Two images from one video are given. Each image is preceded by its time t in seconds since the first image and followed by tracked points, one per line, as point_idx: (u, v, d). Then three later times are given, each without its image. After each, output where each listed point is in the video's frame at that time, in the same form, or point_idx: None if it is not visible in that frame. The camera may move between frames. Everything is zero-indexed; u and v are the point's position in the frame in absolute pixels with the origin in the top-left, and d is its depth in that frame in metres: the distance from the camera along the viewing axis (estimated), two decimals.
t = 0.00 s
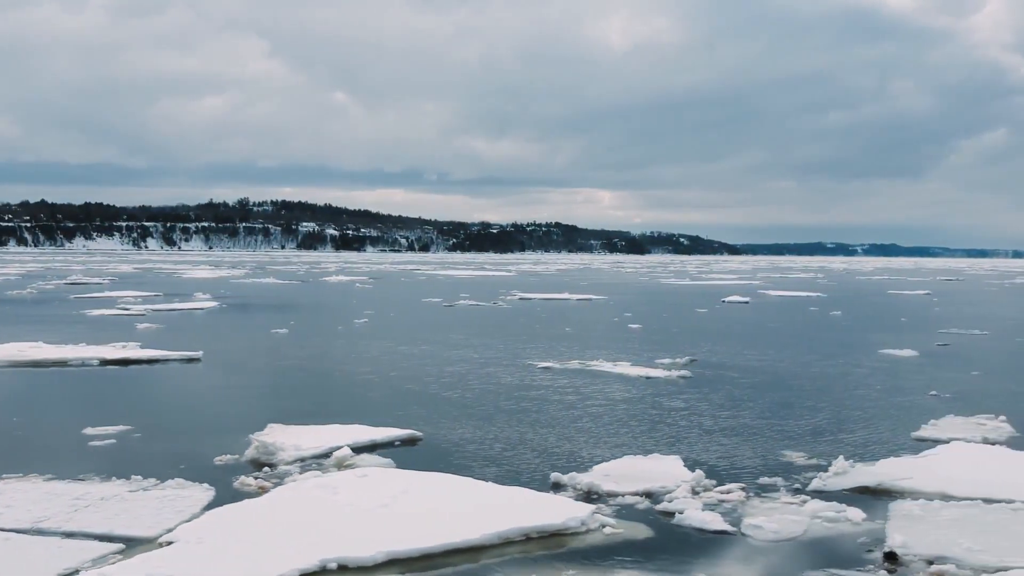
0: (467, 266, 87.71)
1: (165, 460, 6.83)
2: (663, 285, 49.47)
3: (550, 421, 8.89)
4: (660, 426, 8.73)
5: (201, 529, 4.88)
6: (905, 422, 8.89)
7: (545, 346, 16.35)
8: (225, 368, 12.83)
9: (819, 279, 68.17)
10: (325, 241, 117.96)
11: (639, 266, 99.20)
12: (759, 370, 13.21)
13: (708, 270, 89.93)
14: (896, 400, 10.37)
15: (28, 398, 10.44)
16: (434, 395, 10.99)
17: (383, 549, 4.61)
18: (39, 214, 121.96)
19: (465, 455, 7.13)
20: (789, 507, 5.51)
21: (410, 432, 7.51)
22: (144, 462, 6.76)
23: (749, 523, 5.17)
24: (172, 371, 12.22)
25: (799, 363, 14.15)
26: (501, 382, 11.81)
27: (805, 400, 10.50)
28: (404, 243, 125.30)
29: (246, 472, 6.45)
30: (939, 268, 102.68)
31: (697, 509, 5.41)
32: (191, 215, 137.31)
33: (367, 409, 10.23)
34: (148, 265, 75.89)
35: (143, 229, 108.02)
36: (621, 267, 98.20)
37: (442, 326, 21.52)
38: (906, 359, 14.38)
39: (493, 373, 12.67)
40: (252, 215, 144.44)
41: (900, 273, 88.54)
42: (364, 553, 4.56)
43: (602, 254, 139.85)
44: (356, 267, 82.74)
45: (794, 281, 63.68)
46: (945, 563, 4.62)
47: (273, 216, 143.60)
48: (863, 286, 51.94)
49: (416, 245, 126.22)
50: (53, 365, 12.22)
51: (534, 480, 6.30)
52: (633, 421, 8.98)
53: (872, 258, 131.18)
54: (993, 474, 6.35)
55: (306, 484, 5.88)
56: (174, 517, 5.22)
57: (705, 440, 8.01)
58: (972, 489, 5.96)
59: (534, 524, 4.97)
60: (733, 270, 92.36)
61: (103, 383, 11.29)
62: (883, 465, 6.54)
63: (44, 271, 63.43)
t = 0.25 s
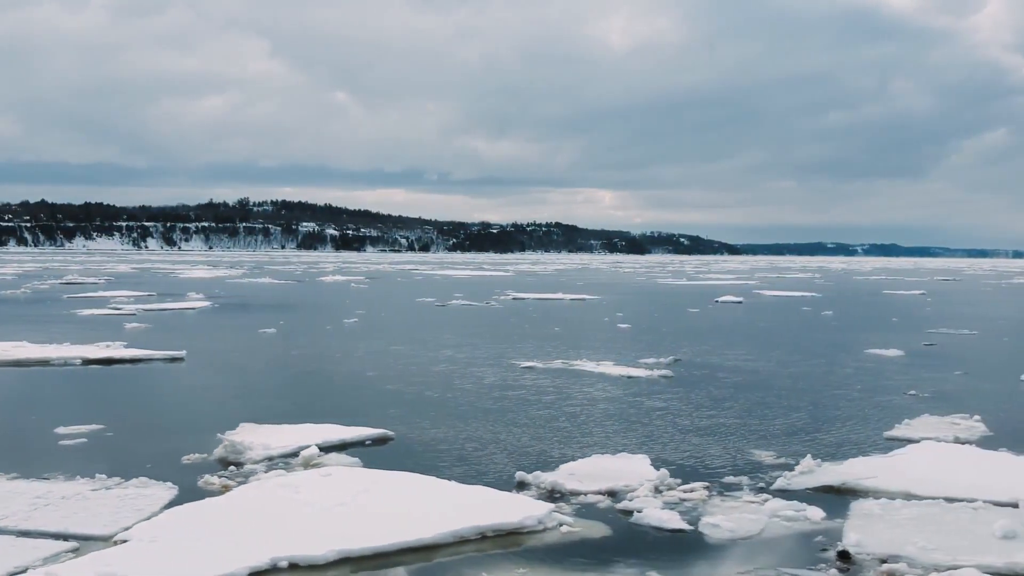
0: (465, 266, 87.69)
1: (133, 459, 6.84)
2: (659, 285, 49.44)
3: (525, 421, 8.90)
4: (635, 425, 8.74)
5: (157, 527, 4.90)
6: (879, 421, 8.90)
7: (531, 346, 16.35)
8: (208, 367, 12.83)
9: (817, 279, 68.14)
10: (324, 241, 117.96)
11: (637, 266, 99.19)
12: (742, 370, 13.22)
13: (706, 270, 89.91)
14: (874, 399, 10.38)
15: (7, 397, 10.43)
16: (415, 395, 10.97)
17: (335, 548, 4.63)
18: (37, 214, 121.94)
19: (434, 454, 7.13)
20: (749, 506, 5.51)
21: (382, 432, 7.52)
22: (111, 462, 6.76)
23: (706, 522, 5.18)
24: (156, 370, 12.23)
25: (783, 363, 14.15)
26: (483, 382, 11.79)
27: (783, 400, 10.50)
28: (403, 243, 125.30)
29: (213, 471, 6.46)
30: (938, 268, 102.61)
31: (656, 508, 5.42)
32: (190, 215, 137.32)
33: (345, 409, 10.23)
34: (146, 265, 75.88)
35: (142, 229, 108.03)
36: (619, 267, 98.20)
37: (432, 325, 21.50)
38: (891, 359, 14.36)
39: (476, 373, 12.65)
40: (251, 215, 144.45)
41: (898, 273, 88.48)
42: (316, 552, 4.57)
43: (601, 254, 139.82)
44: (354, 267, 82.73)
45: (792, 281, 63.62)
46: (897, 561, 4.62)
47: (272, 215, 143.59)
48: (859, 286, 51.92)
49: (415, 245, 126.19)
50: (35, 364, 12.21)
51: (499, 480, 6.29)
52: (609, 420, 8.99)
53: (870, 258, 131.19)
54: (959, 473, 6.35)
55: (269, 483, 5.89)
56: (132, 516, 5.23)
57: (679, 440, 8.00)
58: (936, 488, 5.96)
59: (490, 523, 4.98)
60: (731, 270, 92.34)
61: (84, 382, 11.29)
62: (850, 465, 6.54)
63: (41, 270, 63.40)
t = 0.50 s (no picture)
0: (463, 265, 87.88)
1: (106, 458, 6.84)
2: (656, 285, 49.46)
3: (504, 420, 8.89)
4: (613, 425, 8.74)
5: (117, 525, 4.90)
6: (858, 420, 8.90)
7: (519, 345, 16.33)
8: (193, 366, 12.83)
9: (815, 279, 68.13)
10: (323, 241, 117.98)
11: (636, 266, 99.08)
12: (728, 370, 13.21)
13: (704, 271, 89.91)
14: (855, 399, 10.37)
15: None
16: (398, 395, 10.96)
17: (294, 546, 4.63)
18: (37, 214, 121.96)
19: (407, 453, 7.13)
20: (714, 505, 5.51)
21: (357, 431, 7.52)
22: (83, 461, 6.76)
23: (669, 520, 5.18)
24: (141, 369, 12.23)
25: (769, 363, 14.14)
26: (467, 382, 11.78)
27: (765, 399, 10.50)
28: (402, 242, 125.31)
29: (183, 469, 6.46)
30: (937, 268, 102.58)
31: (621, 506, 5.42)
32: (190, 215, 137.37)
33: (327, 408, 10.22)
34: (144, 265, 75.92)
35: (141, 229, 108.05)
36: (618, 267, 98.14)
37: (423, 325, 21.49)
38: (878, 359, 14.35)
39: (461, 373, 12.64)
40: (250, 215, 144.49)
41: (896, 273, 88.43)
42: (274, 550, 4.58)
43: (600, 253, 139.81)
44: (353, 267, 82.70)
45: (791, 281, 63.57)
46: (857, 559, 4.62)
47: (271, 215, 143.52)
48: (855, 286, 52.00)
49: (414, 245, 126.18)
50: (20, 364, 12.21)
51: (469, 479, 6.30)
52: (587, 420, 8.99)
53: (869, 258, 131.10)
54: (929, 472, 6.37)
55: (237, 482, 5.89)
56: (96, 514, 5.24)
57: (655, 439, 8.00)
58: (903, 486, 5.98)
59: (452, 521, 4.99)
60: (729, 270, 92.35)
61: (67, 381, 11.29)
62: (820, 465, 6.55)
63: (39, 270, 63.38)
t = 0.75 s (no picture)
0: (461, 265, 87.80)
1: (75, 456, 6.85)
2: (653, 285, 49.39)
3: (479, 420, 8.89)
4: (588, 424, 8.73)
5: (74, 522, 4.91)
6: (833, 419, 8.89)
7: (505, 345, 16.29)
8: (176, 365, 12.83)
9: (813, 279, 68.08)
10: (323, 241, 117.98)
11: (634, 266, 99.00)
12: (711, 369, 13.18)
13: (702, 271, 89.85)
14: (834, 398, 10.36)
15: None
16: (379, 395, 10.96)
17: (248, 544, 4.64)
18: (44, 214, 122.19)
19: (376, 452, 7.13)
20: (674, 503, 5.52)
21: (329, 429, 7.52)
22: (52, 459, 6.77)
23: (627, 518, 5.19)
24: (124, 368, 12.24)
25: (754, 362, 14.11)
26: (449, 381, 11.77)
27: (745, 398, 10.49)
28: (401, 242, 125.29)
29: (151, 467, 6.47)
30: (935, 268, 102.39)
31: (581, 504, 5.43)
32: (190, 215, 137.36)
33: (305, 408, 10.22)
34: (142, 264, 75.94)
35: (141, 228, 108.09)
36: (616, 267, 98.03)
37: (414, 325, 21.44)
38: (864, 358, 14.34)
39: (444, 373, 12.64)
40: (250, 214, 144.51)
41: (894, 273, 88.27)
42: (227, 547, 4.58)
43: (600, 253, 139.75)
44: (351, 267, 82.66)
45: (789, 281, 63.48)
46: (810, 556, 4.62)
47: (271, 215, 143.49)
48: (853, 286, 51.89)
49: (413, 245, 126.15)
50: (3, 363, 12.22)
51: (435, 477, 6.30)
52: (563, 419, 8.98)
53: (868, 258, 130.94)
54: (895, 470, 6.38)
55: (201, 479, 5.90)
56: (56, 510, 5.26)
57: (629, 437, 8.00)
58: (867, 484, 5.99)
59: (409, 519, 4.99)
60: (728, 270, 92.29)
61: (48, 380, 11.29)
62: (787, 463, 6.55)
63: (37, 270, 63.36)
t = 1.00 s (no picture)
0: (459, 265, 87.72)
1: (48, 455, 6.86)
2: (651, 285, 49.36)
3: (456, 419, 8.89)
4: (566, 423, 8.74)
5: (36, 519, 4.93)
6: (812, 418, 8.89)
7: (493, 344, 16.26)
8: (161, 364, 12.83)
9: (811, 279, 68.06)
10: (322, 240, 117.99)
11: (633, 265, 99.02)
12: (696, 368, 13.18)
13: (701, 271, 89.82)
14: (815, 397, 10.36)
15: None
16: (362, 394, 10.97)
17: (207, 540, 4.66)
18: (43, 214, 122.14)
19: (350, 450, 7.14)
20: (640, 500, 5.53)
21: (304, 428, 7.53)
22: (25, 458, 6.78)
23: (592, 515, 5.19)
24: (109, 367, 12.26)
25: (740, 361, 14.11)
26: (433, 380, 11.77)
27: (726, 397, 10.48)
28: (400, 242, 125.29)
29: (122, 465, 6.47)
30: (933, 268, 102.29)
31: (546, 502, 5.43)
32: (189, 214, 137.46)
33: (286, 407, 10.22)
34: (141, 264, 75.99)
35: (140, 228, 108.16)
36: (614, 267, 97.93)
37: (405, 325, 21.43)
38: (851, 358, 14.32)
39: (429, 372, 12.65)
40: (250, 214, 144.55)
41: (892, 274, 88.17)
42: (187, 544, 4.60)
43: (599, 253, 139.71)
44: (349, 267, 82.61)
45: (785, 281, 63.40)
46: (769, 553, 4.62)
47: (270, 215, 143.61)
48: (851, 286, 51.90)
49: (412, 245, 126.15)
50: None
51: (404, 476, 6.31)
52: (541, 418, 8.99)
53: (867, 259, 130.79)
54: (865, 468, 6.39)
55: (170, 477, 5.90)
56: (21, 508, 5.27)
57: (605, 436, 8.00)
58: (835, 482, 6.00)
59: (372, 516, 5.00)
60: (726, 270, 92.22)
61: (31, 379, 11.29)
62: (758, 461, 6.56)
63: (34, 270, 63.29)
